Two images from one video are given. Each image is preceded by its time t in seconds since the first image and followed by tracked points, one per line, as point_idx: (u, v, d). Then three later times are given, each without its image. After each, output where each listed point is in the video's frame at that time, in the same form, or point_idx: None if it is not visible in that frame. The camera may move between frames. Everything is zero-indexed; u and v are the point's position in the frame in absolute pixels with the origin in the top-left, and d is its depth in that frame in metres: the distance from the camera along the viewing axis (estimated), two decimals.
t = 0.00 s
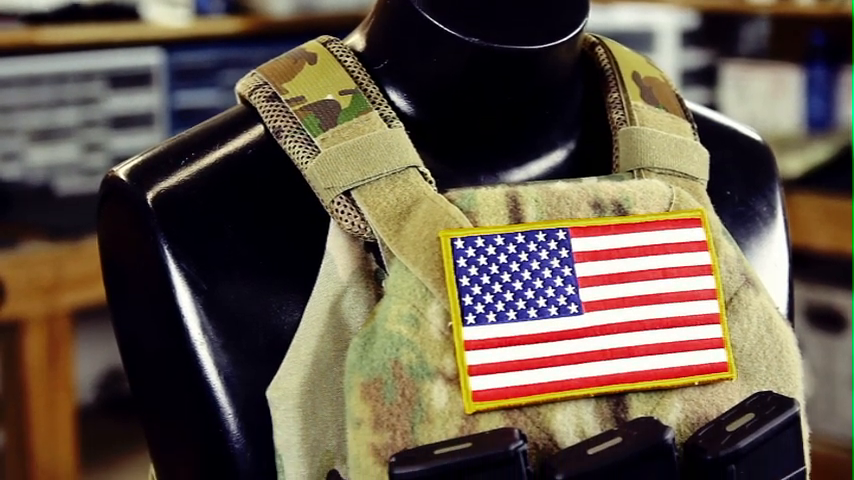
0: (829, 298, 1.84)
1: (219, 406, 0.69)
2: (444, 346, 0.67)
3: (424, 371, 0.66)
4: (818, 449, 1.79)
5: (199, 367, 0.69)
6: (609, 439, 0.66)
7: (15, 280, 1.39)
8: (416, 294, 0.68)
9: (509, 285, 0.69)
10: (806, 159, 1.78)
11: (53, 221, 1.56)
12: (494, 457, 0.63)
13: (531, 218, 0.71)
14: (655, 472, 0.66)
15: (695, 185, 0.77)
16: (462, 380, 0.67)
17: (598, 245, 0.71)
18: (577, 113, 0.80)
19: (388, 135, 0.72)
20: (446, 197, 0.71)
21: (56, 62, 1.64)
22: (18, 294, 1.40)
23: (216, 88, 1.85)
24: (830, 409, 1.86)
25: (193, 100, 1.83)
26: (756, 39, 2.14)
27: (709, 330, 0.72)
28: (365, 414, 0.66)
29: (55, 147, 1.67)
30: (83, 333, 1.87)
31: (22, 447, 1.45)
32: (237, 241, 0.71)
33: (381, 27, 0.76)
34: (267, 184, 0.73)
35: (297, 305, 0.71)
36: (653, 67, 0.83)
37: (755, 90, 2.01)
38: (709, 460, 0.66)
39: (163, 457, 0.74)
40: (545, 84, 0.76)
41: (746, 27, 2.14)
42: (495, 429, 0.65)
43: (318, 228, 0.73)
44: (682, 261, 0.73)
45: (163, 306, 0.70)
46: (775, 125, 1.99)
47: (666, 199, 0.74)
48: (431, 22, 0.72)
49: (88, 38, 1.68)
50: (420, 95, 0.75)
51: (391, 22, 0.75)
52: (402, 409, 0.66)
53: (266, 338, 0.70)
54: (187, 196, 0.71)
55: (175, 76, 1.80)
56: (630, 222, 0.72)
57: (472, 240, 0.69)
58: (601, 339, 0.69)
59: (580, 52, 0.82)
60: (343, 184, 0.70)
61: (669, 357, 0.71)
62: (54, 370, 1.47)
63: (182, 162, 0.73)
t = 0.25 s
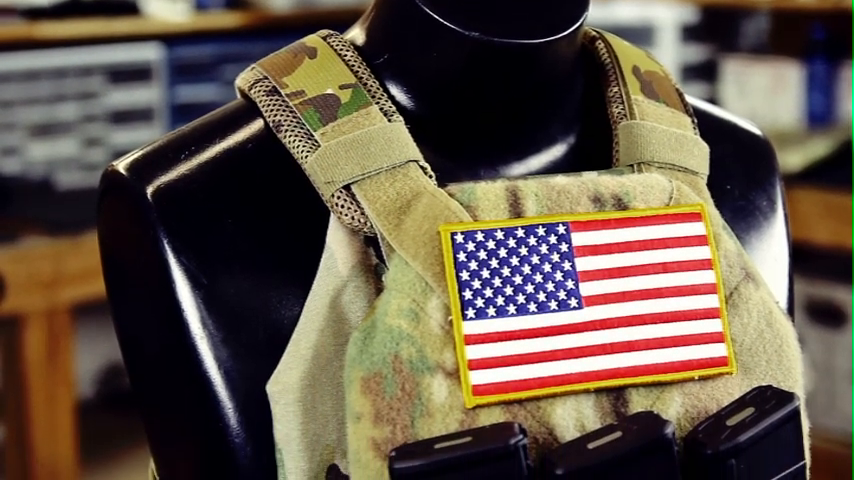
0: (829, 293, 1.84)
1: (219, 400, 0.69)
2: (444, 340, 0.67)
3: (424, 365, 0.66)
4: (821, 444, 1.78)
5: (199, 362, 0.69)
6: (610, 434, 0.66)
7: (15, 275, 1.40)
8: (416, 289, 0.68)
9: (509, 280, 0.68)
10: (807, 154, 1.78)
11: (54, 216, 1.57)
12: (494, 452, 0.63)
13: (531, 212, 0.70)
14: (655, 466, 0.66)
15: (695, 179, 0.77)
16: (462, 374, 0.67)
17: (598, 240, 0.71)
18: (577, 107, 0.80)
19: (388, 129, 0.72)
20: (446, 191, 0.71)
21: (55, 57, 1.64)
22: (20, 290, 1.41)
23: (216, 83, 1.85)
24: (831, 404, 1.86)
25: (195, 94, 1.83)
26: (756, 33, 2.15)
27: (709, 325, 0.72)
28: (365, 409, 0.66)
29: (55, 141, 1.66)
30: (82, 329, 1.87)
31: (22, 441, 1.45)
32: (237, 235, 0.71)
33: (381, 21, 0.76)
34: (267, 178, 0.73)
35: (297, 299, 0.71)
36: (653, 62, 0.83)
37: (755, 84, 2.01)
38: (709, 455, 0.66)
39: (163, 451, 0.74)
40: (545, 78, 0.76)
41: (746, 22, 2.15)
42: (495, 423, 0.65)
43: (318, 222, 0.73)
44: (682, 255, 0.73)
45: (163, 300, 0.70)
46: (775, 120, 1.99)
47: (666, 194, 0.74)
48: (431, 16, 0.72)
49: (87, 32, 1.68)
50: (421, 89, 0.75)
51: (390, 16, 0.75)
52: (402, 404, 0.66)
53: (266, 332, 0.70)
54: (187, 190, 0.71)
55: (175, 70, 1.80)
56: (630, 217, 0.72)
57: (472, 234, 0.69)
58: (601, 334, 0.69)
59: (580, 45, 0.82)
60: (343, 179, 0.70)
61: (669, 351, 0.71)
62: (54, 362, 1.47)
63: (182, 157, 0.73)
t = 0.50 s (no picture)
0: (829, 287, 1.84)
1: (219, 394, 0.69)
2: (443, 334, 0.67)
3: (424, 359, 0.67)
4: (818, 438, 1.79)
5: (199, 355, 0.69)
6: (610, 427, 0.66)
7: (15, 269, 1.39)
8: (416, 282, 0.68)
9: (509, 274, 0.69)
10: (806, 148, 1.78)
11: (54, 210, 1.55)
12: (494, 446, 0.63)
13: (531, 206, 0.70)
14: (655, 460, 0.66)
15: (695, 173, 0.76)
16: (462, 368, 0.67)
17: (598, 233, 0.71)
18: (577, 101, 0.80)
19: (388, 123, 0.72)
20: (446, 185, 0.70)
21: (55, 51, 1.64)
22: (19, 283, 1.40)
23: (216, 78, 1.85)
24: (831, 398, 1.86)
25: (197, 88, 1.83)
26: (756, 28, 2.15)
27: (709, 318, 0.72)
28: (365, 402, 0.66)
29: (55, 135, 1.68)
30: (82, 324, 1.87)
31: (22, 434, 1.47)
32: (237, 229, 0.71)
33: (381, 15, 0.76)
34: (267, 173, 0.73)
35: (297, 293, 0.71)
36: (653, 56, 0.83)
37: (755, 79, 2.01)
38: (709, 449, 0.66)
39: (163, 445, 0.74)
40: (545, 72, 0.76)
41: (746, 16, 2.14)
42: (495, 417, 0.65)
43: (318, 216, 0.73)
44: (681, 249, 0.73)
45: (163, 294, 0.70)
46: (775, 115, 1.99)
47: (666, 188, 0.74)
48: (431, 10, 0.72)
49: (88, 27, 1.67)
50: (420, 83, 0.75)
51: (390, 9, 0.75)
52: (402, 397, 0.66)
53: (266, 326, 0.70)
54: (187, 184, 0.71)
55: (176, 65, 1.80)
56: (630, 210, 0.72)
57: (472, 228, 0.69)
58: (601, 327, 0.69)
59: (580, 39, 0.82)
60: (343, 173, 0.70)
61: (669, 345, 0.71)
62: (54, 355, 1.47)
63: (182, 150, 0.73)
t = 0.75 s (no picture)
0: (828, 282, 1.84)
1: (219, 388, 0.69)
2: (443, 328, 0.67)
3: (424, 353, 0.67)
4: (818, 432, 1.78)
5: (199, 349, 0.69)
6: (609, 422, 0.66)
7: (15, 263, 1.39)
8: (416, 277, 0.68)
9: (509, 268, 0.69)
10: (807, 142, 1.78)
11: (54, 205, 1.55)
12: (494, 439, 0.63)
13: (530, 200, 0.70)
14: (655, 453, 0.66)
15: (695, 167, 0.76)
16: (462, 362, 0.67)
17: (599, 228, 0.71)
18: (577, 96, 0.80)
19: (388, 117, 0.72)
20: (446, 179, 0.70)
21: (55, 45, 1.64)
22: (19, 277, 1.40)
23: (216, 72, 1.85)
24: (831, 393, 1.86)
25: (196, 82, 1.83)
26: (756, 23, 2.16)
27: (709, 312, 0.72)
28: (365, 396, 0.66)
29: (55, 130, 1.67)
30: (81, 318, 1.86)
31: (22, 428, 1.46)
32: (237, 223, 0.71)
33: (381, 9, 0.76)
34: (267, 167, 0.73)
35: (297, 287, 0.71)
36: (653, 50, 0.83)
37: (755, 74, 1.99)
38: (709, 443, 0.67)
39: (163, 439, 0.74)
40: (545, 66, 0.76)
41: (746, 11, 2.16)
42: (495, 411, 0.65)
43: (318, 210, 0.73)
44: (681, 244, 0.73)
45: (162, 288, 0.70)
46: (775, 110, 1.98)
47: (667, 182, 0.74)
48: (432, 4, 0.72)
49: (87, 21, 1.67)
50: (420, 77, 0.75)
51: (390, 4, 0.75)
52: (402, 391, 0.66)
53: (266, 320, 0.70)
54: (187, 178, 0.71)
55: (175, 59, 1.80)
56: (631, 204, 0.72)
57: (472, 222, 0.69)
58: (601, 321, 0.70)
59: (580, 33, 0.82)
60: (343, 167, 0.70)
61: (669, 339, 0.71)
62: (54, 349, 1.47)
63: (182, 144, 0.73)
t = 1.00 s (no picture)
0: (829, 275, 1.84)
1: (219, 381, 0.69)
2: (443, 321, 0.67)
3: (424, 346, 0.67)
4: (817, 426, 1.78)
5: (199, 343, 0.69)
6: (609, 415, 0.66)
7: (15, 257, 1.40)
8: (416, 270, 0.68)
9: (509, 261, 0.68)
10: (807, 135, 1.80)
11: (54, 198, 1.56)
12: (494, 432, 0.63)
13: (530, 193, 0.70)
14: (655, 446, 0.67)
15: (695, 160, 0.76)
16: (462, 355, 0.67)
17: (598, 221, 0.71)
18: (577, 89, 0.80)
19: (388, 110, 0.72)
20: (446, 172, 0.70)
21: (54, 39, 1.65)
22: (19, 271, 1.40)
23: (216, 66, 1.80)
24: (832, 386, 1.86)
25: (195, 76, 1.79)
26: (757, 16, 2.15)
27: (709, 306, 0.72)
28: (365, 390, 0.66)
29: (55, 123, 1.68)
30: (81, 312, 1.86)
31: (22, 421, 1.46)
32: (237, 216, 0.71)
33: (381, 2, 0.76)
34: (267, 160, 0.73)
35: (297, 281, 0.71)
36: (653, 43, 0.83)
37: (755, 67, 1.98)
38: (709, 436, 0.67)
39: (163, 433, 0.74)
40: (545, 59, 0.76)
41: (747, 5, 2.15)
42: (495, 405, 0.65)
43: (318, 203, 0.72)
44: (681, 237, 0.73)
45: (162, 281, 0.70)
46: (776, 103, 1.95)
47: (666, 175, 0.74)
48: None
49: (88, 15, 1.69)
50: (420, 70, 0.75)
51: None
52: (402, 385, 0.66)
53: (266, 314, 0.70)
54: (186, 171, 0.71)
55: (175, 53, 1.77)
56: (630, 198, 0.72)
57: (472, 215, 0.69)
58: (601, 314, 0.69)
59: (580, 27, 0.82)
60: (343, 160, 0.70)
61: (669, 332, 0.71)
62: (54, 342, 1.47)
63: (182, 137, 0.73)
